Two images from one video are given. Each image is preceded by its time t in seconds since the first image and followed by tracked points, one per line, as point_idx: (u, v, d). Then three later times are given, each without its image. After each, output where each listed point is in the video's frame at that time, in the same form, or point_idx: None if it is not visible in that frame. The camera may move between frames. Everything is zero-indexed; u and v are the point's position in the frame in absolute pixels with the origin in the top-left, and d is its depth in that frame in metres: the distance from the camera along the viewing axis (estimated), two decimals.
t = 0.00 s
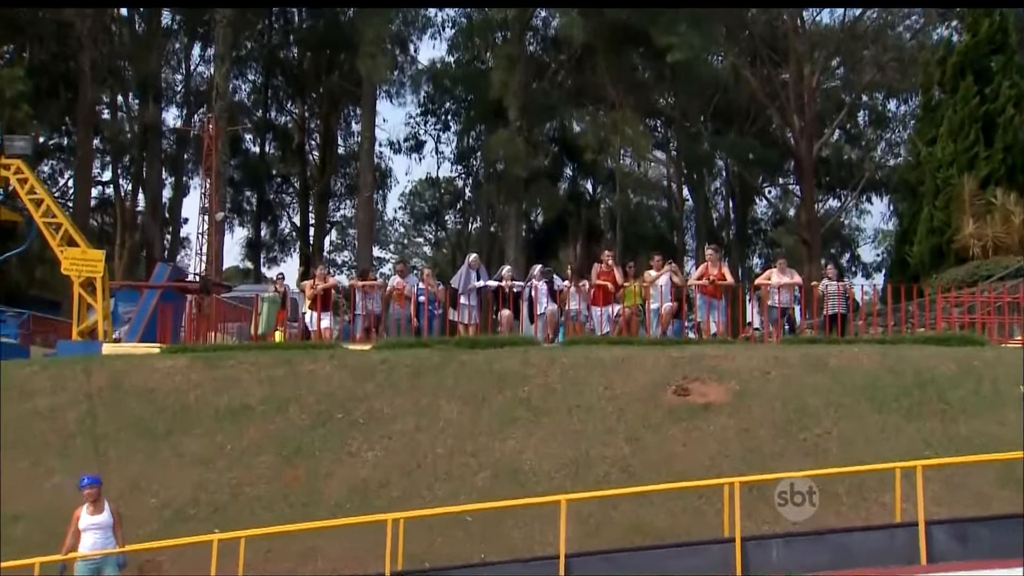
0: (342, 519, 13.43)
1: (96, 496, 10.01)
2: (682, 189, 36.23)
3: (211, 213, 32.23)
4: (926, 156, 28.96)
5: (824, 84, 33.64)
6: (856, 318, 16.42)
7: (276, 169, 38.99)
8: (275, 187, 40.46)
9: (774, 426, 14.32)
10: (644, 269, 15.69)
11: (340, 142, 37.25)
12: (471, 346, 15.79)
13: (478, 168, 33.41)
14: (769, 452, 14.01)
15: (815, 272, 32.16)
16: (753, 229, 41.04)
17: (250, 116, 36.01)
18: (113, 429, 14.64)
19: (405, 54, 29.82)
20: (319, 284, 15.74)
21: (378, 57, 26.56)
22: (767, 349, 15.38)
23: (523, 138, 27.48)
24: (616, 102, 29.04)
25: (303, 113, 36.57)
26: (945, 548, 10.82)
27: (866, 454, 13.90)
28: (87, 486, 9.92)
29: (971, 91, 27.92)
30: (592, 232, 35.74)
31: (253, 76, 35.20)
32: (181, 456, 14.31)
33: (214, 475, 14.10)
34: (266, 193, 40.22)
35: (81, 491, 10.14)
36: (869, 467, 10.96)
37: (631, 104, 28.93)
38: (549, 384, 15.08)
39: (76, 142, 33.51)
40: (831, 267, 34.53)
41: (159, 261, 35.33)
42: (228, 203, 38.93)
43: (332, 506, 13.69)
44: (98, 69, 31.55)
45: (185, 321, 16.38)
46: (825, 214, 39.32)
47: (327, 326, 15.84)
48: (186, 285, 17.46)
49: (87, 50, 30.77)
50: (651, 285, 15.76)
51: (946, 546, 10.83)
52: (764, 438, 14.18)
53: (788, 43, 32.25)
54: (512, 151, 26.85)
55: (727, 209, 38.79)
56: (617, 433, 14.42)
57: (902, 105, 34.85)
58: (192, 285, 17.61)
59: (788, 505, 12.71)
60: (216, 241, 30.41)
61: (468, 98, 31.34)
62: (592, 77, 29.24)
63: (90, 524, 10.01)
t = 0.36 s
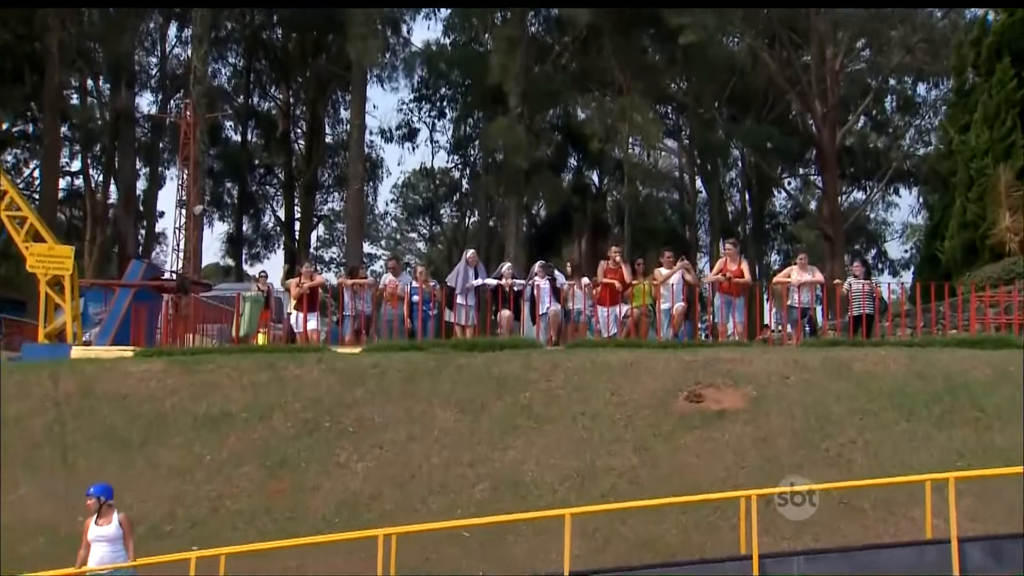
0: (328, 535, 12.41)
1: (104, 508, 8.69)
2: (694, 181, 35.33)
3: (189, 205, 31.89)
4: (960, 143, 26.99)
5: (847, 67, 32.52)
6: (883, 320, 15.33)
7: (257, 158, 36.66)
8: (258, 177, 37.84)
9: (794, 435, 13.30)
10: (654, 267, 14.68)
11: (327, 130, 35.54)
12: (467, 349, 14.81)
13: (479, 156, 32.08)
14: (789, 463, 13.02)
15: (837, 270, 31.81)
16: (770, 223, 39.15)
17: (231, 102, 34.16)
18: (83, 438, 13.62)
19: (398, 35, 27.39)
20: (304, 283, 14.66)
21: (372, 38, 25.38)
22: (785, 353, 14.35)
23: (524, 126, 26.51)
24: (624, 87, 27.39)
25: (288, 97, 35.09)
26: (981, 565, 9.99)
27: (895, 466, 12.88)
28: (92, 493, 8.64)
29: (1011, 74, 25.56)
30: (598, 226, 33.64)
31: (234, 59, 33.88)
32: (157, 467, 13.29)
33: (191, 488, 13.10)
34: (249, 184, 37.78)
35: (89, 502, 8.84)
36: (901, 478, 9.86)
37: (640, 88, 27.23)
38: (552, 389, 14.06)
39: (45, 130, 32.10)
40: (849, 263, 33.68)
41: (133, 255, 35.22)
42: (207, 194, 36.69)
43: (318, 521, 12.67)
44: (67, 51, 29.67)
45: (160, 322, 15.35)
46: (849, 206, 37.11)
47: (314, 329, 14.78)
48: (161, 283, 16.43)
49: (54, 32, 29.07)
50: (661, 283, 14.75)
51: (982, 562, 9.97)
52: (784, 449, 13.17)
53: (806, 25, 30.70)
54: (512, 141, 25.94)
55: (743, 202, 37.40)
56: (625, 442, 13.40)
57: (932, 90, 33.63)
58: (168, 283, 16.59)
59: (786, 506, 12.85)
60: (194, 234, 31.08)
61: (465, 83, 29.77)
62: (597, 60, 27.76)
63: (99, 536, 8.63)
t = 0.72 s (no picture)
0: (313, 555, 11.42)
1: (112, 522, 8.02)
2: (708, 172, 32.18)
3: (163, 196, 30.93)
4: (996, 129, 25.38)
5: (875, 49, 29.03)
6: (913, 321, 14.47)
7: (237, 146, 34.41)
8: (237, 167, 35.28)
9: (817, 445, 12.33)
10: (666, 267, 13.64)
11: (313, 116, 33.17)
12: (464, 353, 13.77)
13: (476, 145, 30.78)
14: (813, 476, 12.04)
15: (864, 266, 28.48)
16: (790, 216, 34.70)
17: (209, 87, 32.65)
18: (50, 449, 12.64)
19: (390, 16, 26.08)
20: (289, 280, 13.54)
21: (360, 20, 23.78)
22: (807, 357, 13.32)
23: (525, 113, 25.43)
24: (633, 70, 26.17)
25: (271, 81, 33.26)
26: None
27: (927, 479, 11.91)
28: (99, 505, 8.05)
29: None
30: (605, 220, 31.17)
31: (212, 41, 32.24)
32: (129, 480, 12.30)
33: (165, 502, 12.11)
34: (228, 174, 35.14)
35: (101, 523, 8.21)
36: (939, 492, 8.94)
37: (652, 74, 26.16)
38: (556, 395, 13.05)
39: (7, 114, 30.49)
40: (876, 260, 30.80)
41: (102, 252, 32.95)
42: (183, 184, 34.14)
43: (303, 538, 11.70)
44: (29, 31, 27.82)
45: (132, 324, 14.33)
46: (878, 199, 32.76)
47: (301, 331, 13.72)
48: (135, 282, 15.42)
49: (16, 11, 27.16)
50: (673, 282, 13.59)
51: None
52: (806, 460, 12.20)
53: None
54: (513, 129, 25.06)
55: (762, 193, 33.44)
56: (635, 452, 12.40)
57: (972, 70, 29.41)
58: (143, 283, 15.58)
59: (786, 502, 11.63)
60: (169, 229, 30.79)
61: (461, 66, 28.29)
62: (606, 43, 25.94)
63: (108, 549, 7.89)
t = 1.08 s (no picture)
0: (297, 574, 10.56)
1: (124, 532, 7.85)
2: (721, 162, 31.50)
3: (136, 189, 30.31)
4: None
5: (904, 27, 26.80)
6: (944, 323, 13.62)
7: (216, 133, 33.41)
8: (218, 158, 34.51)
9: (839, 456, 11.47)
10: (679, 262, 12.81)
11: (298, 102, 32.56)
12: (461, 357, 12.85)
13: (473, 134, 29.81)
14: (836, 489, 11.18)
15: (893, 264, 26.42)
16: (811, 209, 33.42)
17: (189, 71, 32.05)
18: (15, 461, 11.76)
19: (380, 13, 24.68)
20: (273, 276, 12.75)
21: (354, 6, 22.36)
22: (828, 361, 12.43)
23: (526, 99, 24.13)
24: (642, 54, 25.19)
25: (252, 64, 32.81)
26: None
27: (959, 493, 11.04)
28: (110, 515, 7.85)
29: None
30: (611, 213, 30.23)
31: (191, 22, 31.41)
32: (100, 494, 11.44)
33: (139, 517, 11.25)
34: (207, 164, 34.23)
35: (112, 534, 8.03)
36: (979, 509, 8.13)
37: (661, 58, 25.09)
38: (560, 401, 12.16)
39: None
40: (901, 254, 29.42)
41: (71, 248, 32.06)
42: (160, 175, 33.25)
43: (288, 556, 10.85)
44: None
45: (104, 325, 13.47)
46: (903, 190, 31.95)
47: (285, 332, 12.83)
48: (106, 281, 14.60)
49: None
50: (685, 280, 12.84)
51: None
52: (828, 472, 11.34)
53: None
54: (515, 115, 23.78)
55: (780, 185, 32.37)
56: (645, 463, 11.53)
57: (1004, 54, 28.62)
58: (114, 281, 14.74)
59: (787, 506, 10.68)
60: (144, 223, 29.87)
61: (457, 48, 27.43)
62: (612, 24, 25.12)
63: (121, 561, 7.72)
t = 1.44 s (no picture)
0: None
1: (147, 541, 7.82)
2: (741, 151, 29.05)
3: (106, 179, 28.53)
4: None
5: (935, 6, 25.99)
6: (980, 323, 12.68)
7: (191, 118, 31.74)
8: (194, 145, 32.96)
9: (868, 469, 10.55)
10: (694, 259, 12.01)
11: (281, 85, 31.49)
12: (458, 361, 11.90)
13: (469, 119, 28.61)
14: (865, 504, 10.28)
15: (925, 259, 25.08)
16: (837, 201, 31.48)
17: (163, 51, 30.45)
18: None
19: None
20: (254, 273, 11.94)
21: None
22: (855, 366, 11.49)
23: (529, 82, 23.38)
24: (655, 32, 24.23)
25: (230, 44, 31.15)
26: None
27: (1000, 508, 10.14)
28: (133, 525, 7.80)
29: None
30: (620, 205, 28.42)
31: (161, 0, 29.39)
32: (65, 511, 10.53)
33: (106, 535, 10.32)
34: (182, 153, 32.37)
35: (133, 545, 7.99)
36: None
37: (675, 36, 24.16)
38: (564, 408, 11.22)
39: None
40: (935, 248, 27.71)
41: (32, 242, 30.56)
42: (132, 163, 31.74)
43: None
44: None
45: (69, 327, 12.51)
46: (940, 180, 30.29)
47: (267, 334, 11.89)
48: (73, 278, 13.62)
49: None
50: (700, 278, 11.93)
51: None
52: (856, 487, 10.43)
53: None
54: (517, 99, 23.13)
55: (803, 174, 30.46)
56: (657, 475, 10.61)
57: None
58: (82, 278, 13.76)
59: (787, 505, 10.29)
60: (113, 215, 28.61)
61: (453, 26, 26.51)
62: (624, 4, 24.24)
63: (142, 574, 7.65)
